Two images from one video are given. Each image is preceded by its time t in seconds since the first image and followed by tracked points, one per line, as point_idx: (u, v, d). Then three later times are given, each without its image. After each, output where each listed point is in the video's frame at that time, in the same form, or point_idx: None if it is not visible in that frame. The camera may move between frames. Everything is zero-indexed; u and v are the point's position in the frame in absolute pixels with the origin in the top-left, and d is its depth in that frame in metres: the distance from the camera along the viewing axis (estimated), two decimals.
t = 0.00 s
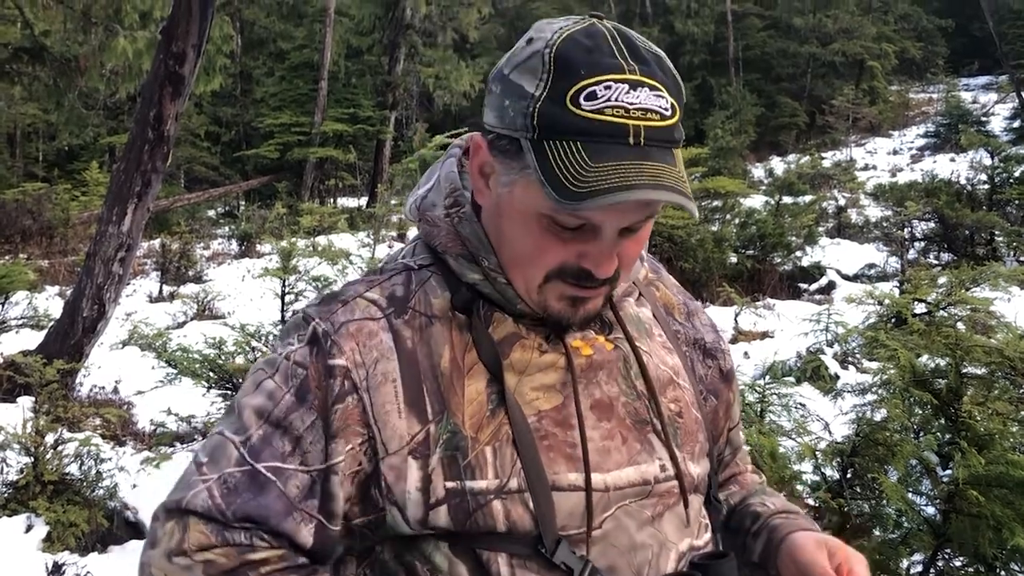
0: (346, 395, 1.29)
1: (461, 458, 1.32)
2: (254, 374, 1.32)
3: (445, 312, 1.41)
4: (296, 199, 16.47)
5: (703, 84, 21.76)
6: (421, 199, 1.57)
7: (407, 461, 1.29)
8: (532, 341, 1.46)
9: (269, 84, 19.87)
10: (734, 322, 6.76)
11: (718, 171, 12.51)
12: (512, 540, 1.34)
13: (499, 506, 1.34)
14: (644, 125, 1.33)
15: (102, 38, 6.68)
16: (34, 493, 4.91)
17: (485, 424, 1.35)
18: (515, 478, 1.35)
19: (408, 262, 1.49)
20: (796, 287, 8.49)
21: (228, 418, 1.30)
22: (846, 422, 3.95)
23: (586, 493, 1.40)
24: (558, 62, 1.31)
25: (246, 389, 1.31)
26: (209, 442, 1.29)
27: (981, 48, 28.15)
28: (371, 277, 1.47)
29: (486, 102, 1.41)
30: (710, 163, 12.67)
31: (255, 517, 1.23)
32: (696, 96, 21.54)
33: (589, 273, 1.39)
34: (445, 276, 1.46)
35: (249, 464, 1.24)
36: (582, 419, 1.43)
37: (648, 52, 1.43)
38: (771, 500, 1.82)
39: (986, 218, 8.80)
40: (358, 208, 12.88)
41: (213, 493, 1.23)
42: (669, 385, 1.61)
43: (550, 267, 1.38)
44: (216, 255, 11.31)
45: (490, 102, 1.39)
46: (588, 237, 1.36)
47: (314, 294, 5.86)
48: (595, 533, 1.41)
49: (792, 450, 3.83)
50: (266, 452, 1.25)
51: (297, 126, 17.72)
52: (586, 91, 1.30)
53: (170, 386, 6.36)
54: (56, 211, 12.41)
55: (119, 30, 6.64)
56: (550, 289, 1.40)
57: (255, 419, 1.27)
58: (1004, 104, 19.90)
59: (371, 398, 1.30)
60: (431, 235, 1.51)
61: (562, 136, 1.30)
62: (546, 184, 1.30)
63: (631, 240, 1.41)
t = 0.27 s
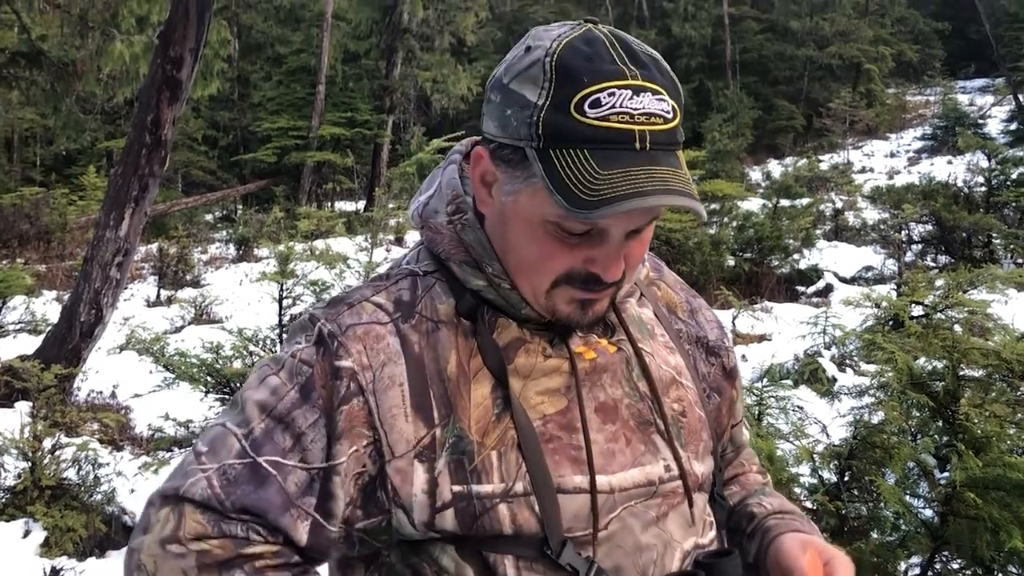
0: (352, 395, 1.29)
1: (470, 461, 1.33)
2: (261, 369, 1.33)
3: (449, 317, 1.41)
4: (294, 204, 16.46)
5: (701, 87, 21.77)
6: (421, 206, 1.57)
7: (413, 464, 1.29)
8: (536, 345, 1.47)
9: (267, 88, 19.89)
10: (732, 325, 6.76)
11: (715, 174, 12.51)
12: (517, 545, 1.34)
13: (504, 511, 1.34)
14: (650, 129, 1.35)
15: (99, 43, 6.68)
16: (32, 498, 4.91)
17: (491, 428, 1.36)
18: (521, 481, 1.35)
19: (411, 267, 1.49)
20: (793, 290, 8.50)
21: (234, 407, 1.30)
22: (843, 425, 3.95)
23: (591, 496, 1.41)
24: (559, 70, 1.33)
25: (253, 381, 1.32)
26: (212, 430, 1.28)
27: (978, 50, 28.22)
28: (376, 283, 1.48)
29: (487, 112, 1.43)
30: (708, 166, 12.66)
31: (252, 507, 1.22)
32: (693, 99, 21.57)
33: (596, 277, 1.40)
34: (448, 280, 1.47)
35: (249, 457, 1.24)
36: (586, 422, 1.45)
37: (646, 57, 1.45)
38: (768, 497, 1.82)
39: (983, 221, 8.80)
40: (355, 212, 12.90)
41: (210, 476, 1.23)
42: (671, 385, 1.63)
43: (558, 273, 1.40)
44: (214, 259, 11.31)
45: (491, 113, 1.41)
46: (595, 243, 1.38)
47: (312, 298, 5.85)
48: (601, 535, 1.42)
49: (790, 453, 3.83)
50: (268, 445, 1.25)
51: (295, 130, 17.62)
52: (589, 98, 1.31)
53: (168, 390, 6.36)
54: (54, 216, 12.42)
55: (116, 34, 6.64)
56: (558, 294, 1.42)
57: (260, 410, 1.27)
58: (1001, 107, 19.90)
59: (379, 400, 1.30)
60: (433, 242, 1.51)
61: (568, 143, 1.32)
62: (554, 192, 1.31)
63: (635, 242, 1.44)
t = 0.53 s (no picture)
0: (374, 414, 1.32)
1: (483, 469, 1.36)
2: (277, 401, 1.35)
3: (458, 325, 1.44)
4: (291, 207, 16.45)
5: (698, 89, 21.77)
6: (425, 212, 1.59)
7: (430, 475, 1.32)
8: (544, 350, 1.50)
9: (264, 91, 19.89)
10: (729, 327, 6.75)
11: (712, 175, 12.50)
12: (531, 550, 1.37)
13: (518, 516, 1.38)
14: (658, 139, 1.38)
15: (96, 47, 6.65)
16: (29, 502, 4.89)
17: (504, 435, 1.39)
18: (533, 487, 1.39)
19: (417, 277, 1.52)
20: (791, 291, 8.51)
21: (261, 451, 1.31)
22: (841, 426, 3.95)
23: (601, 500, 1.45)
24: (566, 81, 1.34)
25: (273, 419, 1.33)
26: (245, 477, 1.30)
27: (975, 52, 28.23)
28: (383, 293, 1.50)
29: (490, 121, 1.44)
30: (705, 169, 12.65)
31: (311, 545, 1.27)
32: (690, 101, 21.58)
33: (605, 283, 1.44)
34: (456, 289, 1.49)
35: (294, 494, 1.28)
36: (594, 428, 1.48)
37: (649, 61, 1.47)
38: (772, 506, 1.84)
39: (980, 222, 8.81)
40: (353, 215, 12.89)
41: (266, 529, 1.26)
42: (675, 387, 1.66)
43: (567, 280, 1.43)
44: (211, 262, 11.30)
45: (495, 122, 1.42)
46: (604, 251, 1.41)
47: (309, 301, 5.84)
48: (611, 538, 1.46)
49: (788, 455, 3.82)
50: (309, 479, 1.28)
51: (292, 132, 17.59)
52: (598, 110, 1.34)
53: (165, 394, 6.35)
54: (51, 220, 12.41)
55: (113, 38, 6.63)
56: (567, 300, 1.46)
57: (291, 448, 1.29)
58: (998, 108, 19.92)
59: (397, 412, 1.33)
60: (438, 250, 1.53)
61: (578, 156, 1.35)
62: (566, 205, 1.34)
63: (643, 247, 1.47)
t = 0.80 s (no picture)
0: (383, 412, 1.29)
1: (494, 467, 1.35)
2: (282, 394, 1.31)
3: (470, 323, 1.42)
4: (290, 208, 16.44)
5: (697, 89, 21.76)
6: (437, 210, 1.56)
7: (440, 472, 1.30)
8: (555, 350, 1.49)
9: (262, 92, 19.90)
10: (728, 327, 6.75)
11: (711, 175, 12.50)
12: (538, 546, 1.37)
13: (525, 513, 1.37)
14: (699, 139, 1.39)
15: (93, 48, 6.65)
16: (28, 503, 4.88)
17: (515, 432, 1.38)
18: (542, 483, 1.39)
19: (428, 274, 1.49)
20: (790, 291, 8.50)
21: (266, 441, 1.28)
22: (840, 425, 3.95)
23: (609, 498, 1.45)
24: (606, 82, 1.34)
25: (278, 411, 1.30)
26: (247, 468, 1.27)
27: (973, 51, 28.24)
28: (391, 289, 1.47)
29: (517, 122, 1.42)
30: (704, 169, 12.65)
31: (313, 538, 1.24)
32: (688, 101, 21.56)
33: (637, 281, 1.45)
34: (470, 286, 1.48)
35: (299, 488, 1.24)
36: (604, 425, 1.48)
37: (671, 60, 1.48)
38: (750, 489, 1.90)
39: (979, 222, 8.79)
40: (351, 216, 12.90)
41: (267, 520, 1.23)
42: (681, 388, 1.67)
43: (601, 280, 1.44)
44: (210, 263, 11.30)
45: (525, 123, 1.40)
46: (640, 250, 1.42)
47: (307, 301, 5.84)
48: (617, 537, 1.46)
49: (787, 454, 3.82)
50: (315, 473, 1.25)
51: (291, 134, 17.54)
52: (642, 110, 1.34)
53: (164, 395, 6.35)
54: (50, 221, 12.41)
55: (110, 39, 6.63)
56: (597, 299, 1.46)
57: (297, 441, 1.26)
58: (996, 107, 19.91)
59: (407, 409, 1.31)
60: (450, 247, 1.50)
61: (622, 157, 1.35)
62: (615, 207, 1.34)
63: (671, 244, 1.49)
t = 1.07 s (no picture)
0: (413, 414, 1.28)
1: (509, 465, 1.35)
2: (306, 410, 1.28)
3: (476, 319, 1.42)
4: (289, 207, 16.44)
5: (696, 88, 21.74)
6: (439, 207, 1.55)
7: (458, 470, 1.30)
8: (560, 348, 1.50)
9: (261, 92, 19.90)
10: (727, 325, 6.75)
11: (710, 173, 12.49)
12: (547, 549, 1.37)
13: (536, 514, 1.37)
14: (705, 131, 1.40)
15: (92, 47, 6.65)
16: (27, 502, 4.87)
17: (524, 431, 1.38)
18: (552, 485, 1.39)
19: (432, 270, 1.48)
20: (788, 290, 8.49)
21: (303, 464, 1.24)
22: (839, 424, 3.94)
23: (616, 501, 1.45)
24: (614, 74, 1.34)
25: (307, 430, 1.26)
26: (289, 494, 1.24)
27: (971, 50, 28.25)
28: (397, 288, 1.45)
29: (523, 115, 1.41)
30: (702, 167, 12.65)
31: (377, 553, 1.22)
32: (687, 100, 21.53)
33: (642, 273, 1.45)
34: (474, 284, 1.47)
35: (347, 502, 1.22)
36: (610, 426, 1.48)
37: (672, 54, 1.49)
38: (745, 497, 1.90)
39: (978, 220, 8.83)
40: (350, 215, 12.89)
41: (327, 544, 1.21)
42: (681, 391, 1.66)
43: (606, 272, 1.44)
44: (208, 262, 11.30)
45: (532, 116, 1.40)
46: (646, 241, 1.42)
47: (305, 300, 5.82)
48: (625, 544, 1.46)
49: (785, 453, 3.80)
50: (360, 484, 1.23)
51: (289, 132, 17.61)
52: (650, 101, 1.35)
53: (163, 394, 6.35)
54: (48, 220, 12.40)
55: (109, 38, 6.63)
56: (602, 292, 1.46)
57: (335, 453, 1.24)
58: (995, 106, 19.91)
59: (430, 408, 1.30)
60: (455, 244, 1.49)
61: (631, 148, 1.35)
62: (622, 196, 1.35)
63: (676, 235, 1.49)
